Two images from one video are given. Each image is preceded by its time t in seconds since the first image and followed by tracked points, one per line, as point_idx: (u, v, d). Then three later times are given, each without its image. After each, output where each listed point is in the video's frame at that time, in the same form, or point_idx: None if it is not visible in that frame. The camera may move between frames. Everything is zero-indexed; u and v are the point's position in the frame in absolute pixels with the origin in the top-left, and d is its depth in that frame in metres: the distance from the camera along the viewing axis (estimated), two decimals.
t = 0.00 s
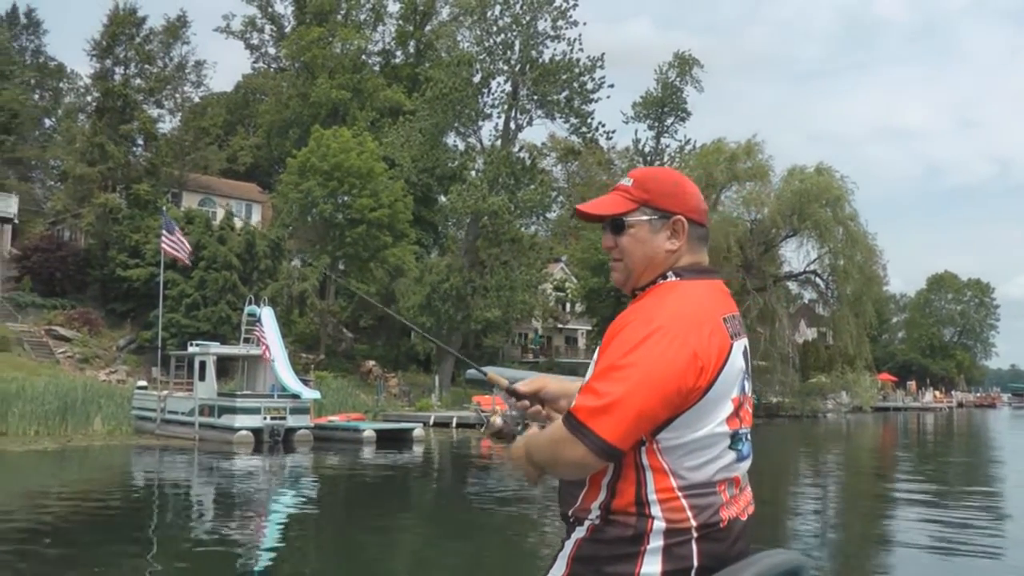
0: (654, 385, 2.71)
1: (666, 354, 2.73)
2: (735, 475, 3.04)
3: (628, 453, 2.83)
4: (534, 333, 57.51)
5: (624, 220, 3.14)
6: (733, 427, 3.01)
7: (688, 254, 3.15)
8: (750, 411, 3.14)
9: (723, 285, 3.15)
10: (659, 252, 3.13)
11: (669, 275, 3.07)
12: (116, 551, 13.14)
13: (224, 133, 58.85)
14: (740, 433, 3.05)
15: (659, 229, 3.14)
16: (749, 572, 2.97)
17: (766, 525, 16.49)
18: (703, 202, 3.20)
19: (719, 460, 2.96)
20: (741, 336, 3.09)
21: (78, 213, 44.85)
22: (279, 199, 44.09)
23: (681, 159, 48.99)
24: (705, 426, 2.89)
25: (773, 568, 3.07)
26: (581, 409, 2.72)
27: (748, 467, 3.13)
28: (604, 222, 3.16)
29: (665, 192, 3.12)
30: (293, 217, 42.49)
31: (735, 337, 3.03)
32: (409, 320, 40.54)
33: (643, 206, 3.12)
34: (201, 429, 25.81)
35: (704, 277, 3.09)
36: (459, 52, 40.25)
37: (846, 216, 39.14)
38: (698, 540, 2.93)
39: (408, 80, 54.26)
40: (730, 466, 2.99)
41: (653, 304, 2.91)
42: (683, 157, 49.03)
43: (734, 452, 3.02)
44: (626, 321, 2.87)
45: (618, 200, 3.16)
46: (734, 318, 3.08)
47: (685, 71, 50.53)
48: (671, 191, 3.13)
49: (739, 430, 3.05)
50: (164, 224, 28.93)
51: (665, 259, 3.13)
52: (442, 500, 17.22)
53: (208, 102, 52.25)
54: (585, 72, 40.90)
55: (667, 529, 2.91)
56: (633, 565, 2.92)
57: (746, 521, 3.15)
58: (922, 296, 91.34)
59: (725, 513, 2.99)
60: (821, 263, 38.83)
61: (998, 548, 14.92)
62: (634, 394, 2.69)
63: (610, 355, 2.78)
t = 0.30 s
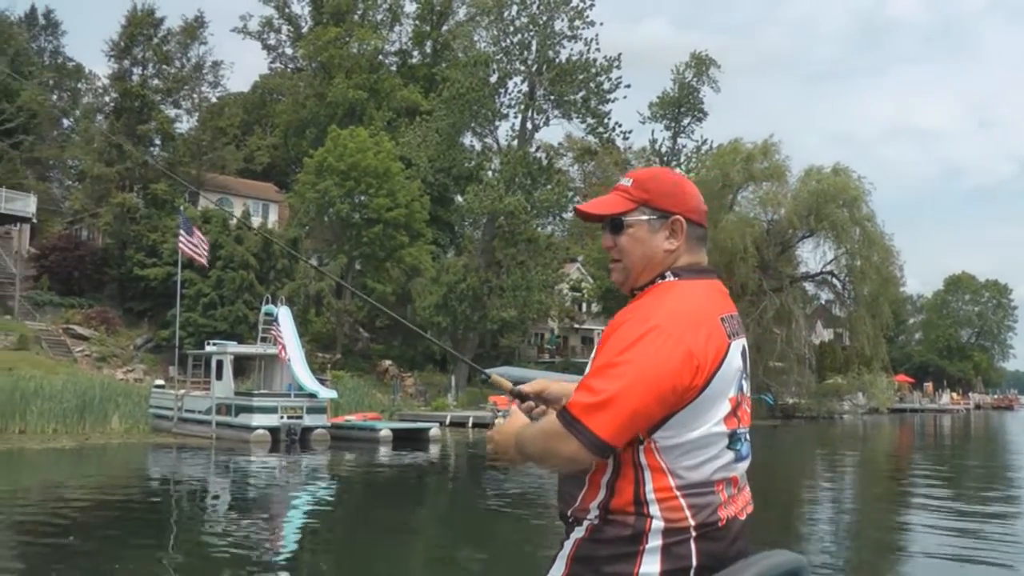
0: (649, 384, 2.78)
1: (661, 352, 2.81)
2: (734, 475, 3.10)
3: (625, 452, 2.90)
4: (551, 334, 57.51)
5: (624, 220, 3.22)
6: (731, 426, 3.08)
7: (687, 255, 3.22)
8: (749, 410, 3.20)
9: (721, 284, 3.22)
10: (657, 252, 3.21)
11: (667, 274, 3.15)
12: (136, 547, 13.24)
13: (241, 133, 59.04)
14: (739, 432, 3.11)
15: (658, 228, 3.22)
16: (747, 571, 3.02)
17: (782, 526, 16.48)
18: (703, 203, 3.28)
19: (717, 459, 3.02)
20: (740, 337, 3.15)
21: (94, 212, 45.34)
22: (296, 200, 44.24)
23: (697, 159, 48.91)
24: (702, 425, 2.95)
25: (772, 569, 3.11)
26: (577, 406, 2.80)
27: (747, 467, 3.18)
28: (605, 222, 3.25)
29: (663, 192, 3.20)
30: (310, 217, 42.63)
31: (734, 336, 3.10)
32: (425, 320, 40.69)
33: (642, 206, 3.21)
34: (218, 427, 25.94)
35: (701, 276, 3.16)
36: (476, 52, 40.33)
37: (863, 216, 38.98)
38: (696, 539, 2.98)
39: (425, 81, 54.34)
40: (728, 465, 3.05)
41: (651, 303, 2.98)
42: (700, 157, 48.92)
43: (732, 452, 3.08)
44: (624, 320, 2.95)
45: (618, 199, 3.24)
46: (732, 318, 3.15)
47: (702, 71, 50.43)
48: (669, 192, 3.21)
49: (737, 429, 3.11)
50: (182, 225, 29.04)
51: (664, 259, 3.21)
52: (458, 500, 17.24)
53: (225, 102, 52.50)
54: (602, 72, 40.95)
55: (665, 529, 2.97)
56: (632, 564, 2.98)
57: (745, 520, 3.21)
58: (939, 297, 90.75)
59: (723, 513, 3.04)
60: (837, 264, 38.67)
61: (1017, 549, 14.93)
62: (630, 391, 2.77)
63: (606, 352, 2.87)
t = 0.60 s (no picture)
0: (639, 382, 2.75)
1: (653, 349, 2.77)
2: (734, 474, 3.04)
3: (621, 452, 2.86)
4: (568, 333, 57.48)
5: (619, 220, 3.19)
6: (729, 424, 3.03)
7: (683, 254, 3.18)
8: (749, 409, 3.15)
9: (718, 284, 3.18)
10: (652, 251, 3.17)
11: (662, 275, 3.11)
12: (155, 547, 13.30)
13: (258, 134, 59.26)
14: (737, 431, 3.06)
15: (652, 228, 3.19)
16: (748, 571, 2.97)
17: (800, 526, 16.40)
18: (698, 202, 3.24)
19: (715, 457, 2.97)
20: (739, 335, 3.10)
21: (113, 214, 45.65)
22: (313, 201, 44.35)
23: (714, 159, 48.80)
24: (698, 425, 2.91)
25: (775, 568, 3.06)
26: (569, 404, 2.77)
27: (748, 467, 3.13)
28: (600, 222, 3.22)
29: (657, 192, 3.17)
30: (327, 218, 42.65)
31: (731, 335, 3.05)
32: (442, 320, 40.88)
33: (636, 206, 3.18)
34: (237, 428, 26.05)
35: (697, 276, 3.13)
36: (491, 53, 40.42)
37: (880, 214, 38.79)
38: (696, 539, 2.94)
39: (440, 82, 54.46)
40: (727, 464, 3.00)
41: (645, 302, 2.94)
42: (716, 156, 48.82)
43: (732, 451, 3.03)
44: (617, 318, 2.92)
45: (613, 199, 3.21)
46: (730, 316, 3.10)
47: (718, 70, 50.34)
48: (664, 192, 3.18)
49: (736, 427, 3.06)
50: (200, 227, 29.15)
51: (658, 259, 3.17)
52: (476, 500, 17.24)
53: (242, 104, 52.70)
54: (617, 71, 41.04)
55: (665, 529, 2.92)
56: (632, 564, 2.93)
57: (748, 519, 3.16)
58: (957, 295, 90.30)
59: (722, 512, 2.99)
60: (855, 262, 38.51)
61: None
62: (622, 389, 2.74)
63: (597, 351, 2.84)
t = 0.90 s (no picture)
0: (640, 381, 2.71)
1: (655, 347, 2.74)
2: (735, 473, 3.02)
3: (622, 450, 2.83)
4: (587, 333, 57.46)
5: (618, 220, 3.18)
6: (730, 422, 3.01)
7: (682, 253, 3.18)
8: (749, 408, 3.13)
9: (716, 283, 3.17)
10: (651, 251, 3.17)
11: (662, 274, 3.10)
12: (177, 548, 13.36)
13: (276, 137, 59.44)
14: (738, 430, 3.04)
15: (652, 228, 3.18)
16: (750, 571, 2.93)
17: (820, 525, 16.32)
18: (697, 202, 3.24)
19: (716, 456, 2.93)
20: (739, 334, 3.08)
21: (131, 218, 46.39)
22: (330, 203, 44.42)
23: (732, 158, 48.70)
24: (697, 424, 2.87)
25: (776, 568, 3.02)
26: (570, 404, 2.75)
27: (749, 466, 3.11)
28: (600, 221, 3.20)
29: (656, 191, 3.16)
30: (345, 220, 42.37)
31: (731, 334, 3.03)
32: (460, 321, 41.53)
33: (636, 206, 3.17)
34: (257, 429, 26.13)
35: (696, 275, 3.12)
36: (508, 53, 40.48)
37: (898, 212, 38.56)
38: (698, 539, 2.90)
39: (457, 83, 54.53)
40: (728, 462, 2.98)
41: (646, 302, 2.91)
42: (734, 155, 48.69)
43: (733, 450, 3.01)
44: (616, 318, 2.89)
45: (613, 199, 3.20)
46: (729, 315, 3.08)
47: (734, 69, 50.26)
48: (664, 191, 3.17)
49: (737, 425, 3.03)
50: (219, 229, 29.31)
51: (658, 259, 3.16)
52: (494, 500, 17.22)
53: (259, 107, 52.94)
54: (633, 71, 41.15)
55: (667, 527, 2.88)
56: (632, 564, 2.90)
57: (749, 520, 3.13)
58: (976, 292, 89.69)
59: (724, 512, 2.95)
60: (872, 260, 38.32)
61: None
62: (621, 389, 2.70)
63: (598, 350, 2.81)
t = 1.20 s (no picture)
0: (642, 384, 2.70)
1: (659, 350, 2.74)
2: (735, 473, 3.02)
3: (625, 452, 2.82)
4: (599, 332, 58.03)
5: (617, 220, 3.17)
6: (730, 423, 3.00)
7: (681, 253, 3.17)
8: (749, 406, 3.12)
9: (715, 283, 3.16)
10: (650, 251, 3.15)
11: (661, 275, 3.09)
12: (195, 548, 13.44)
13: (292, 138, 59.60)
14: (738, 430, 3.03)
15: (651, 228, 3.17)
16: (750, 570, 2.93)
17: (837, 525, 16.26)
18: (696, 201, 3.22)
19: (716, 456, 2.93)
20: (738, 334, 3.07)
21: (148, 220, 46.58)
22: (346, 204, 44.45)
23: (748, 157, 48.61)
24: (700, 424, 2.87)
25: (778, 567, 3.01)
26: (573, 408, 2.74)
27: (748, 465, 3.10)
28: (598, 221, 3.19)
29: (655, 191, 3.14)
30: (361, 221, 42.53)
31: (731, 334, 3.02)
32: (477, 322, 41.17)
33: (634, 206, 3.15)
34: (275, 429, 26.24)
35: (694, 276, 3.12)
36: (524, 53, 40.56)
37: (915, 210, 38.38)
38: (698, 538, 2.90)
39: (472, 83, 54.57)
40: (728, 463, 2.97)
41: (647, 303, 2.91)
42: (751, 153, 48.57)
43: (733, 450, 3.00)
44: (617, 321, 2.88)
45: (610, 200, 3.19)
46: (729, 315, 3.07)
47: (750, 67, 50.13)
48: (662, 191, 3.16)
49: (737, 425, 3.03)
50: (237, 231, 29.42)
51: (656, 259, 3.15)
52: (512, 500, 17.22)
53: (275, 108, 53.19)
54: (649, 70, 41.17)
55: (667, 528, 2.88)
56: (633, 564, 2.90)
57: (750, 518, 3.12)
58: (995, 290, 89.18)
59: (725, 512, 2.95)
60: (889, 258, 38.17)
61: None
62: (623, 393, 2.70)
63: (602, 354, 2.80)
